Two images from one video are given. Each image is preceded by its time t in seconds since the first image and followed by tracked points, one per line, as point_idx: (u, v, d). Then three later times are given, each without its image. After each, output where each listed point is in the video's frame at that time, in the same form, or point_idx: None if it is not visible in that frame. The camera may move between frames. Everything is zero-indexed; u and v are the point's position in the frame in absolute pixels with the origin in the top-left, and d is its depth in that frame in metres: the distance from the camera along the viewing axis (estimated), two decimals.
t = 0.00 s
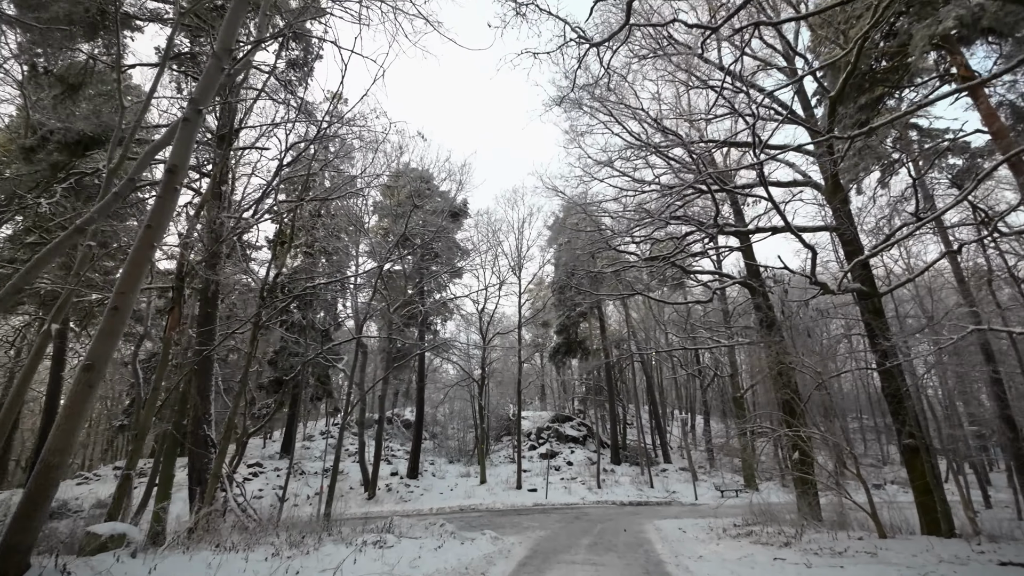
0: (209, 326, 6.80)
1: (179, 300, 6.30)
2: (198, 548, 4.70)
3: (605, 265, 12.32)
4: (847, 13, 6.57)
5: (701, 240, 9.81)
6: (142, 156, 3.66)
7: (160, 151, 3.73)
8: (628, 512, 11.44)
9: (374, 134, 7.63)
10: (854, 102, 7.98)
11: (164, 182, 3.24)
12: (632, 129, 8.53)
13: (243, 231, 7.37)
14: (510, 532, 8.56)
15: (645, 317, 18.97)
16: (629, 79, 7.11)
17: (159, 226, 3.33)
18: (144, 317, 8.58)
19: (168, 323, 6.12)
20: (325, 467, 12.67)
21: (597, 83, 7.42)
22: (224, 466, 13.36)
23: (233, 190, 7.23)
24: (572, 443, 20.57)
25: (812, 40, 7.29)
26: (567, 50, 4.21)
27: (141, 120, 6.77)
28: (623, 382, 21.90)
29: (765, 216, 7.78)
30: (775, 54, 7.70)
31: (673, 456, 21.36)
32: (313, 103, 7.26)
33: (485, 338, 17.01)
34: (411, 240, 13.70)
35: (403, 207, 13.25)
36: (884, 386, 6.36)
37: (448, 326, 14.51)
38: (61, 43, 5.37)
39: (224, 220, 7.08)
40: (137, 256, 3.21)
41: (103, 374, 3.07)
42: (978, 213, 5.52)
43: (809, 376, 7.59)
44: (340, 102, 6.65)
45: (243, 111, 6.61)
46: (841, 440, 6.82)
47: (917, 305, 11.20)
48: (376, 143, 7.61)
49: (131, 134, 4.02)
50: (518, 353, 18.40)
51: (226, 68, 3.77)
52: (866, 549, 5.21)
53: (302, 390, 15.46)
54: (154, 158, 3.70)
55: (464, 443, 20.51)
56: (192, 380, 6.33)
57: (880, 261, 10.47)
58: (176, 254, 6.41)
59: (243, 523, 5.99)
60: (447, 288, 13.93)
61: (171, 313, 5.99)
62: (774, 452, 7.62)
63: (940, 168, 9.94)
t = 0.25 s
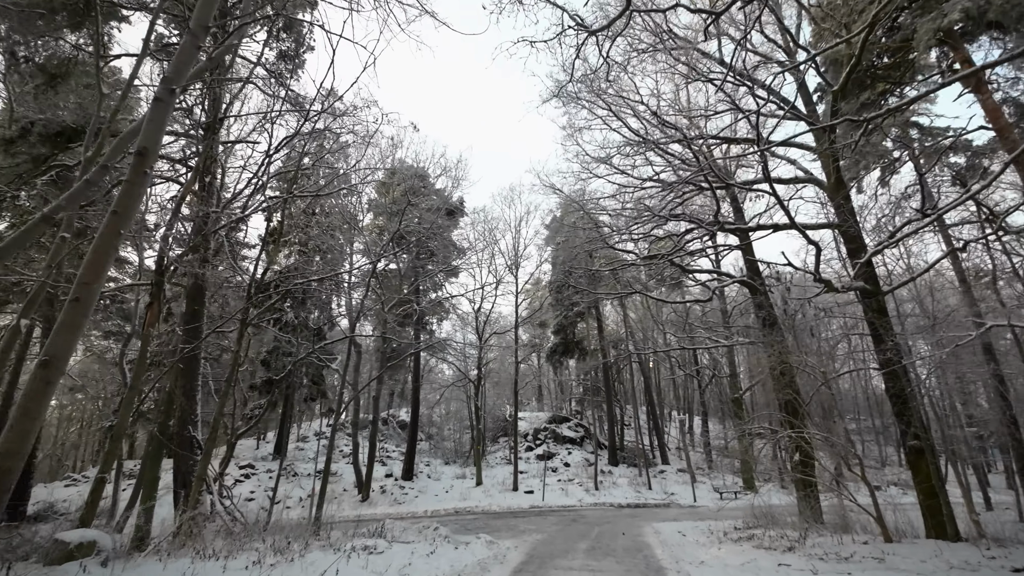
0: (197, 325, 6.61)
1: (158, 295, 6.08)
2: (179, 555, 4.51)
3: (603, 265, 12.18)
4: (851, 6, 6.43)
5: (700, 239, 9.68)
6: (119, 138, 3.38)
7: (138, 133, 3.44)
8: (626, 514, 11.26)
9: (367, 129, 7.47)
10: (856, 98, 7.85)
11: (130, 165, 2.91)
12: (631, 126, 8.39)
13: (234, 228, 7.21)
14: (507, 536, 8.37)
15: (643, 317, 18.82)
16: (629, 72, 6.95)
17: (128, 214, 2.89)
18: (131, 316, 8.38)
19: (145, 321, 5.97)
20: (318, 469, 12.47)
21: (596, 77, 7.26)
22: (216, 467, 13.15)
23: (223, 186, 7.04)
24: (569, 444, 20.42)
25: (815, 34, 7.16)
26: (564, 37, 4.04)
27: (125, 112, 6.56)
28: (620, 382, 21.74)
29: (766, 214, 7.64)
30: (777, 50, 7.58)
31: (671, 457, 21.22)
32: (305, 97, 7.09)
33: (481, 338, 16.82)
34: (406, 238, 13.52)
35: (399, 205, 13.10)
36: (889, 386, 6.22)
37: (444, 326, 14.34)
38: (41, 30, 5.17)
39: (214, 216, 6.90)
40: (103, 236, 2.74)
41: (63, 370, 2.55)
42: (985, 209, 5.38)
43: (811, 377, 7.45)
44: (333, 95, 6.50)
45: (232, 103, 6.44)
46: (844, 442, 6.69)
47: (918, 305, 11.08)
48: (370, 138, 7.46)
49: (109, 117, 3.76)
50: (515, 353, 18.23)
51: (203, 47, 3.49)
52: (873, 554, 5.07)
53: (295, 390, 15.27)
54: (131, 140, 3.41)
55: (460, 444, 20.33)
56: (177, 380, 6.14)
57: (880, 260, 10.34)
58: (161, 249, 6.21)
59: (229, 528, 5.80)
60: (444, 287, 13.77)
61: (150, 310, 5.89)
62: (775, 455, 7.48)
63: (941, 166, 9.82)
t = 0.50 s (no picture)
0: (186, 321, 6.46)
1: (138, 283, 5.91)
2: (160, 557, 4.34)
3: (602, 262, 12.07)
4: None
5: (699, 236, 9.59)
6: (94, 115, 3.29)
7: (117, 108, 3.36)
8: (624, 515, 11.11)
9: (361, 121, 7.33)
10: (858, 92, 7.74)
11: (97, 138, 2.88)
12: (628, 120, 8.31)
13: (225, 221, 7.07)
14: (503, 537, 8.22)
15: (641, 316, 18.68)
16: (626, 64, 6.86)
17: (96, 181, 2.92)
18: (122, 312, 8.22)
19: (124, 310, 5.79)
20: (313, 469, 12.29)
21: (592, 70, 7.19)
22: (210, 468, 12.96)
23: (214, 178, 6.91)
24: (567, 444, 20.26)
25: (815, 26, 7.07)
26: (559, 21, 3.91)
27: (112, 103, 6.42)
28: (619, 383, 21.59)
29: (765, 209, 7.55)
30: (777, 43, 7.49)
31: (669, 457, 21.06)
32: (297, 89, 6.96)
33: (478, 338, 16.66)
34: (402, 236, 13.36)
35: (395, 202, 12.95)
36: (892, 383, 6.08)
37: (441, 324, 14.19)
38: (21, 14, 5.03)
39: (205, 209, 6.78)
40: (64, 215, 2.73)
41: (19, 353, 2.47)
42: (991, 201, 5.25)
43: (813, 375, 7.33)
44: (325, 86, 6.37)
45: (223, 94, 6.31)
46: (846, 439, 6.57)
47: (920, 303, 10.94)
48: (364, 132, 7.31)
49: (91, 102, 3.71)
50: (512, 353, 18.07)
51: (176, 17, 3.39)
52: (880, 554, 4.94)
53: (290, 390, 15.10)
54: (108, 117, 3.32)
55: (457, 445, 20.15)
56: (164, 376, 5.97)
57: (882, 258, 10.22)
58: (148, 242, 6.06)
59: (215, 529, 5.63)
60: (440, 285, 13.62)
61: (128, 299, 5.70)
62: (776, 453, 7.35)
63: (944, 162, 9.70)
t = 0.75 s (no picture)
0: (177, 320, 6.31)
1: (118, 280, 5.71)
2: (146, 566, 4.19)
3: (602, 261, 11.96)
4: None
5: (701, 235, 9.48)
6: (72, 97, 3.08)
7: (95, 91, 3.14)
8: (624, 518, 10.97)
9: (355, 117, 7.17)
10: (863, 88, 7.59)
11: (62, 119, 2.67)
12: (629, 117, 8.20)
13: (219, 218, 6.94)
14: (502, 541, 8.06)
15: (641, 317, 18.52)
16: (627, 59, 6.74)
17: (62, 164, 2.68)
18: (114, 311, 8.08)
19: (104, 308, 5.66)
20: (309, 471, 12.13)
21: (591, 65, 7.09)
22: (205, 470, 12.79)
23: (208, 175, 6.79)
24: (566, 446, 20.11)
25: (820, 21, 6.94)
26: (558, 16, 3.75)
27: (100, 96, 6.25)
28: (618, 384, 21.45)
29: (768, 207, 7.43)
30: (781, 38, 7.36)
31: (669, 459, 20.92)
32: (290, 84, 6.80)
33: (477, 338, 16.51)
34: (400, 234, 13.22)
35: (392, 201, 12.81)
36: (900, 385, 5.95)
37: (439, 324, 14.05)
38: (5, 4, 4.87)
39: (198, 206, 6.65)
40: (21, 203, 2.45)
41: None
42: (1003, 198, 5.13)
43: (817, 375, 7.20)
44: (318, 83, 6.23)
45: (216, 88, 6.17)
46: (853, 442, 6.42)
47: (923, 303, 10.81)
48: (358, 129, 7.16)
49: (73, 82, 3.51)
50: (511, 353, 17.92)
51: None
52: (891, 561, 4.81)
53: (287, 391, 14.94)
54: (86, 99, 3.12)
55: (455, 447, 19.99)
56: (154, 377, 5.85)
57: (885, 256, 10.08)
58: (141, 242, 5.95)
59: (205, 535, 5.48)
60: (438, 284, 13.47)
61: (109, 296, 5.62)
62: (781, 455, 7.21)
63: (948, 160, 9.56)
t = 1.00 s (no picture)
0: (169, 313, 6.16)
1: (100, 266, 4.60)
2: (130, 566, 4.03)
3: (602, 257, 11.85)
4: None
5: (703, 230, 9.36)
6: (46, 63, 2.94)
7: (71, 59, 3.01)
8: (625, 517, 10.83)
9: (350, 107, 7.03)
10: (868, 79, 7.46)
11: (29, 84, 2.51)
12: (630, 109, 8.08)
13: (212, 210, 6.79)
14: (501, 540, 7.91)
15: (641, 315, 18.41)
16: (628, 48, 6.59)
17: (21, 135, 2.52)
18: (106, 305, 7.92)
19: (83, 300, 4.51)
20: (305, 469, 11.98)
21: (592, 55, 6.97)
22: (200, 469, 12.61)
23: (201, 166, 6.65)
24: (566, 445, 19.98)
25: (825, 9, 6.80)
26: None
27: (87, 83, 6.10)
28: (617, 382, 21.31)
29: (772, 200, 7.30)
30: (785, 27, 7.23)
31: (669, 458, 20.78)
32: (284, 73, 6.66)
33: (476, 336, 16.37)
34: (398, 231, 13.08)
35: (390, 196, 12.66)
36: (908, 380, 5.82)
37: (437, 321, 13.90)
38: None
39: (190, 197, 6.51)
40: None
41: None
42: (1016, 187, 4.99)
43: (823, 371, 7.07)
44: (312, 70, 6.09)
45: (208, 76, 6.03)
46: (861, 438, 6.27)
47: (927, 299, 10.69)
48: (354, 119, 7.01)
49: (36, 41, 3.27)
50: (510, 352, 17.79)
51: None
52: (904, 561, 4.68)
53: (284, 388, 14.79)
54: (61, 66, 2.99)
55: (454, 446, 19.84)
56: (144, 371, 5.70)
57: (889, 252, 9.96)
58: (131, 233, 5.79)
59: (195, 534, 5.32)
60: (436, 280, 13.32)
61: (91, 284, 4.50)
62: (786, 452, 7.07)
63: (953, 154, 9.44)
